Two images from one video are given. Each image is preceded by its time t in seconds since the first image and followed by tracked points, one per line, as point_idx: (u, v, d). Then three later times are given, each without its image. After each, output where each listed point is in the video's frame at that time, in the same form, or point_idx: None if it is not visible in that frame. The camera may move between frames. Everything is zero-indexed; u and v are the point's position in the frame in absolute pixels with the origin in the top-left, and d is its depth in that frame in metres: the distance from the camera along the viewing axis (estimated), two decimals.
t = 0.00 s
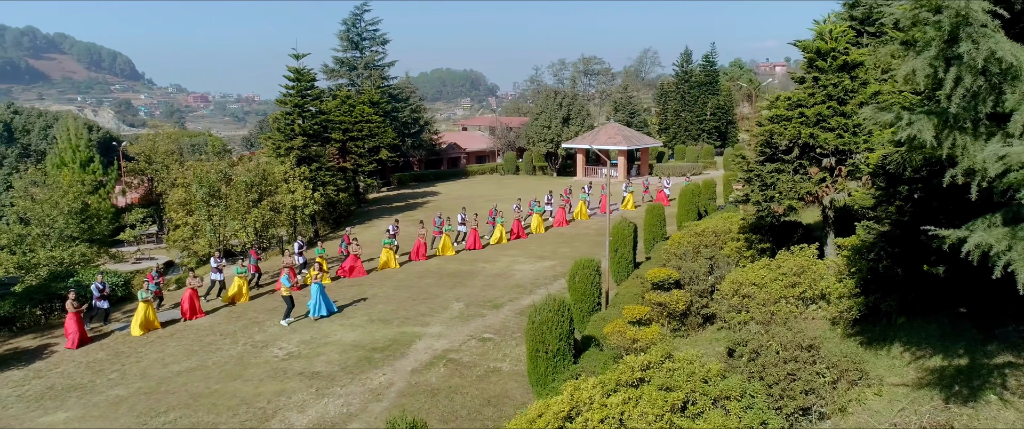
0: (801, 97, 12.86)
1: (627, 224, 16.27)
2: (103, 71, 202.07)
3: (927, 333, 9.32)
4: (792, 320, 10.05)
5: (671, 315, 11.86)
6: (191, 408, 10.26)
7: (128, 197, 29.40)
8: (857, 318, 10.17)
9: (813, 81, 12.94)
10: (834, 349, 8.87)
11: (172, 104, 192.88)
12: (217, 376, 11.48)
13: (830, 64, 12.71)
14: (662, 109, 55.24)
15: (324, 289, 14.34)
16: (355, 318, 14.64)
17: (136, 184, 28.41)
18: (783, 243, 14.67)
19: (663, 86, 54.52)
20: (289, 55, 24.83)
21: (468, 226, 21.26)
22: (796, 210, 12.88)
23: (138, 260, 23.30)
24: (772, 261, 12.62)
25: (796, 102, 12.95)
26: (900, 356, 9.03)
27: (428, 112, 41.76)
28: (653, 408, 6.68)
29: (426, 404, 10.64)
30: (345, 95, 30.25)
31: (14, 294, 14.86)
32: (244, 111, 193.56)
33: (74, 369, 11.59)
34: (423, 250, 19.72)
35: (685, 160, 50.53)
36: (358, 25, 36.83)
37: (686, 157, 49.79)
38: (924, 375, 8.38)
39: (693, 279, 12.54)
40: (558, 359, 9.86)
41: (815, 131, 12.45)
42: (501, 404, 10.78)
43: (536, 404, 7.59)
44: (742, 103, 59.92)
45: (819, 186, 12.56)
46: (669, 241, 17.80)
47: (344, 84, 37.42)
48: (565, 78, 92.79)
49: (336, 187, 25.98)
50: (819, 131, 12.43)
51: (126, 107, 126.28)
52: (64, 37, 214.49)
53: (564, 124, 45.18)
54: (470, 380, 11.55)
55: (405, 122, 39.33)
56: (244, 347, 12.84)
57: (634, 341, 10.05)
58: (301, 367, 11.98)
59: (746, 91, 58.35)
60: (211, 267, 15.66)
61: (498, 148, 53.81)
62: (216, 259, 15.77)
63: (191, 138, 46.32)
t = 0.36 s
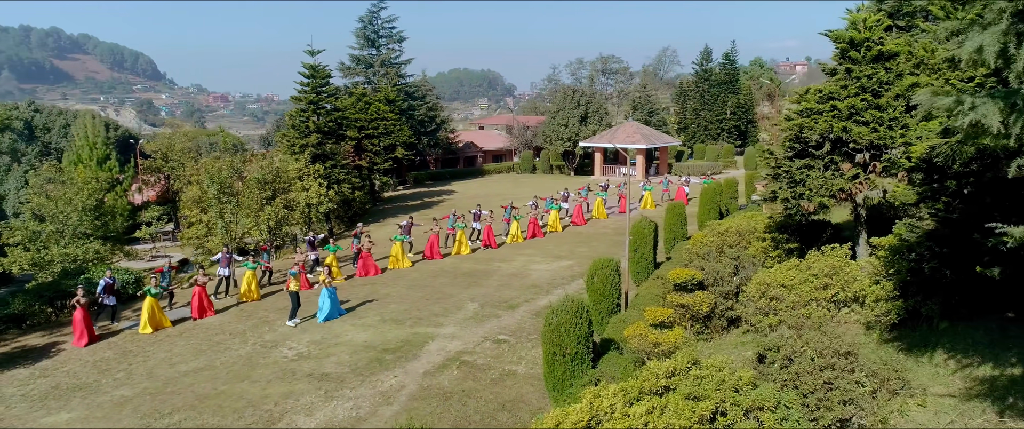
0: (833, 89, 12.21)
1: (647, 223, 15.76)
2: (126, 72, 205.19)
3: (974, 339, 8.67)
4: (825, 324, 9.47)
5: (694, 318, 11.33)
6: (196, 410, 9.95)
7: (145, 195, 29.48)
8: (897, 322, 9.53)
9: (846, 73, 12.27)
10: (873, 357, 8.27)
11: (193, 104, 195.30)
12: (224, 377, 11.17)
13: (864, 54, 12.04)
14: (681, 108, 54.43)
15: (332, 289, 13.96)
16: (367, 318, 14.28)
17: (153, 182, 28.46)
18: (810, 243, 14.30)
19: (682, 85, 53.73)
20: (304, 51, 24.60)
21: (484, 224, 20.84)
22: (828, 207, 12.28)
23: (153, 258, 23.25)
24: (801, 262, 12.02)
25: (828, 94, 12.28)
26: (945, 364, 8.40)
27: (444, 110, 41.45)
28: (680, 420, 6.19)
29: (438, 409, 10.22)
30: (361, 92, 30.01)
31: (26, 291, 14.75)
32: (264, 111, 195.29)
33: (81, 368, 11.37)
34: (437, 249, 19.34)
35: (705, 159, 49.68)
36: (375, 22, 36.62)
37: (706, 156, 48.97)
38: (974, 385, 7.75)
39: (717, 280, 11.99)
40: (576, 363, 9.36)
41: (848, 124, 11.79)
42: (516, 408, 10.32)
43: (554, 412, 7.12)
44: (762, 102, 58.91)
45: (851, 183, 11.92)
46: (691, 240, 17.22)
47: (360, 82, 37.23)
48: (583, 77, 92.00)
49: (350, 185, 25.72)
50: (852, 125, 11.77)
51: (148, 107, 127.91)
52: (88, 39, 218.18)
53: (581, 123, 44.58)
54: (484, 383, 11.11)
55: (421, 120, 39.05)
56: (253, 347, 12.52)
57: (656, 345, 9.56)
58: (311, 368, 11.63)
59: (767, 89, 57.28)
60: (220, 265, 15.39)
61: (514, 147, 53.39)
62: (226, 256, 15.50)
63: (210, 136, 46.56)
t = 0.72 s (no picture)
0: (862, 79, 11.62)
1: (664, 221, 15.23)
2: (143, 72, 207.52)
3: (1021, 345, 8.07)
4: (857, 327, 8.92)
5: (714, 319, 10.80)
6: (196, 413, 9.60)
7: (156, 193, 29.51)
8: (934, 325, 8.95)
9: (876, 63, 11.71)
10: (910, 363, 7.75)
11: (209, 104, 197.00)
12: (227, 378, 10.82)
13: (896, 43, 11.44)
14: (696, 106, 53.63)
15: (337, 288, 13.54)
16: (375, 318, 13.89)
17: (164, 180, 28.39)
18: (836, 242, 13.78)
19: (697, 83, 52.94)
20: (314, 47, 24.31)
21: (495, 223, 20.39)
22: (857, 203, 11.71)
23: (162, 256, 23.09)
24: (827, 262, 11.46)
25: (857, 85, 11.70)
26: (989, 371, 7.81)
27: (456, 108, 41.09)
28: None
29: (446, 413, 9.78)
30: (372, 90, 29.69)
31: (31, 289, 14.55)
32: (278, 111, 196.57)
33: (82, 368, 11.09)
34: (447, 248, 18.93)
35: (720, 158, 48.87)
36: (387, 19, 36.33)
37: (721, 155, 48.17)
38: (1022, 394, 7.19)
39: (738, 281, 11.46)
40: (591, 367, 8.90)
41: (880, 116, 11.19)
42: (527, 413, 9.84)
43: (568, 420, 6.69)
44: (778, 101, 57.93)
45: (882, 178, 11.34)
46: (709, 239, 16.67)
47: (372, 80, 36.96)
48: (596, 76, 91.27)
49: (360, 183, 25.41)
50: (884, 117, 11.18)
51: (164, 107, 129.14)
52: (106, 39, 220.70)
53: (595, 121, 44.00)
54: (494, 386, 10.66)
55: (433, 118, 38.71)
56: (258, 347, 12.17)
57: (675, 348, 9.08)
58: (316, 370, 11.25)
59: (784, 88, 56.33)
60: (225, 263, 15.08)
61: (527, 145, 52.92)
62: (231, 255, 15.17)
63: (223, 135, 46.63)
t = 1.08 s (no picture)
0: (892, 69, 11.04)
1: (679, 219, 14.70)
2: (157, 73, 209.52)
3: None
4: (889, 329, 8.36)
5: (734, 320, 10.28)
6: (193, 415, 9.22)
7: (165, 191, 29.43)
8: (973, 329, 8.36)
9: (906, 52, 11.13)
10: (950, 369, 7.21)
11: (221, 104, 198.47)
12: (227, 379, 10.45)
13: (927, 30, 10.88)
14: (709, 105, 52.90)
15: (340, 288, 13.12)
16: (381, 317, 13.48)
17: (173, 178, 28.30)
18: (864, 239, 13.16)
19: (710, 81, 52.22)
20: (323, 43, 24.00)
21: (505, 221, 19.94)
22: (887, 199, 11.12)
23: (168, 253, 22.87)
24: (853, 261, 10.89)
25: (886, 75, 11.11)
26: None
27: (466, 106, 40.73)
28: None
29: (453, 418, 9.33)
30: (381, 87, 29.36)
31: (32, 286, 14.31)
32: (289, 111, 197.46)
33: (79, 367, 10.77)
34: (453, 247, 18.50)
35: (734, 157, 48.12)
36: (397, 16, 36.02)
37: (735, 154, 47.43)
38: None
39: (758, 280, 10.93)
40: (606, 371, 8.42)
41: (911, 107, 10.60)
42: (538, 418, 9.36)
43: None
44: (792, 100, 57.06)
45: (912, 173, 10.76)
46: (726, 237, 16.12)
47: (382, 77, 36.67)
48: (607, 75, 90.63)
49: (368, 181, 25.06)
50: (916, 108, 10.58)
51: (177, 106, 130.18)
52: (121, 40, 222.77)
53: (607, 119, 43.45)
54: (503, 389, 10.19)
55: (443, 115, 38.36)
56: (260, 347, 11.80)
57: (694, 351, 8.57)
58: (320, 371, 10.85)
59: (797, 86, 55.41)
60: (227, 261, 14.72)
61: (538, 144, 52.46)
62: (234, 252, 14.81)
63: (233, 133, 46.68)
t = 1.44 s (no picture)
0: (924, 57, 10.45)
1: (695, 216, 14.18)
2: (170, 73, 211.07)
3: None
4: (926, 331, 7.83)
5: (755, 322, 9.77)
6: (190, 418, 8.83)
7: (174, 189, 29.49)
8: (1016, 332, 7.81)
9: (938, 39, 10.58)
10: (995, 374, 6.72)
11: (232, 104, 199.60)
12: (227, 381, 10.06)
13: (962, 16, 10.35)
14: (720, 103, 52.17)
15: (344, 286, 12.71)
16: (387, 317, 13.06)
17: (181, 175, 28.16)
18: (891, 238, 12.57)
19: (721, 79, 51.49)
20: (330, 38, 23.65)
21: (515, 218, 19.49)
22: (918, 195, 10.54)
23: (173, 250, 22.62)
24: (882, 259, 10.33)
25: (918, 64, 10.53)
26: None
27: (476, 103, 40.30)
28: None
29: (460, 423, 8.88)
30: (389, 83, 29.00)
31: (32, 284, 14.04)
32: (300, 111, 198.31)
33: (76, 367, 10.43)
34: (463, 245, 18.06)
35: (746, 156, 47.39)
36: (405, 13, 35.65)
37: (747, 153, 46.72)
38: None
39: (781, 280, 10.41)
40: (622, 374, 7.95)
41: (946, 97, 10.01)
42: (549, 424, 8.89)
43: None
44: (805, 99, 56.23)
45: (945, 166, 10.19)
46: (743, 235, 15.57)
47: (390, 74, 36.33)
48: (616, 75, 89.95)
49: (376, 178, 24.70)
50: (951, 97, 10.00)
51: (188, 106, 130.96)
52: (134, 40, 224.82)
53: (618, 117, 42.88)
54: (513, 393, 9.72)
55: (452, 113, 37.96)
56: (262, 347, 11.42)
57: (716, 354, 8.07)
58: (322, 372, 10.44)
59: (810, 85, 54.50)
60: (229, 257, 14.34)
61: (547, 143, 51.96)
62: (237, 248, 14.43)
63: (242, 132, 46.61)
